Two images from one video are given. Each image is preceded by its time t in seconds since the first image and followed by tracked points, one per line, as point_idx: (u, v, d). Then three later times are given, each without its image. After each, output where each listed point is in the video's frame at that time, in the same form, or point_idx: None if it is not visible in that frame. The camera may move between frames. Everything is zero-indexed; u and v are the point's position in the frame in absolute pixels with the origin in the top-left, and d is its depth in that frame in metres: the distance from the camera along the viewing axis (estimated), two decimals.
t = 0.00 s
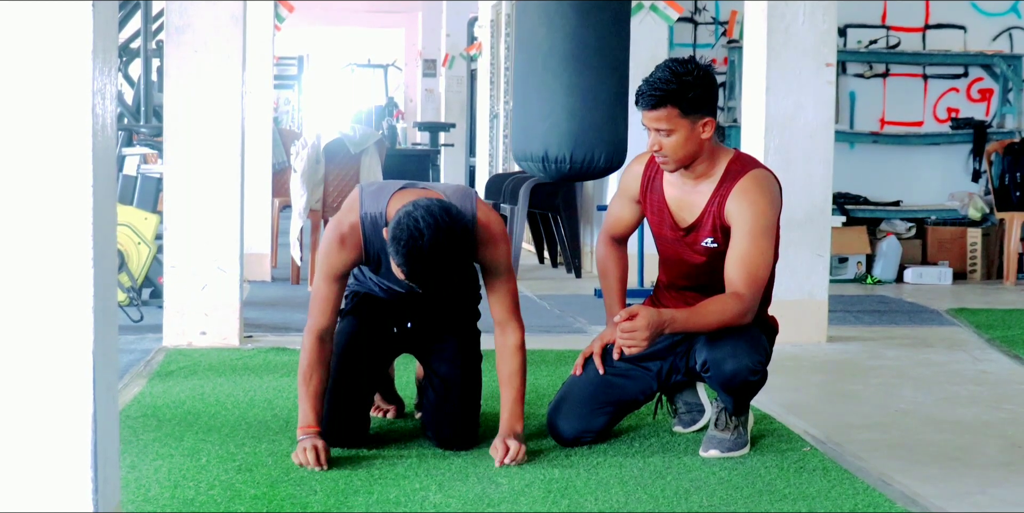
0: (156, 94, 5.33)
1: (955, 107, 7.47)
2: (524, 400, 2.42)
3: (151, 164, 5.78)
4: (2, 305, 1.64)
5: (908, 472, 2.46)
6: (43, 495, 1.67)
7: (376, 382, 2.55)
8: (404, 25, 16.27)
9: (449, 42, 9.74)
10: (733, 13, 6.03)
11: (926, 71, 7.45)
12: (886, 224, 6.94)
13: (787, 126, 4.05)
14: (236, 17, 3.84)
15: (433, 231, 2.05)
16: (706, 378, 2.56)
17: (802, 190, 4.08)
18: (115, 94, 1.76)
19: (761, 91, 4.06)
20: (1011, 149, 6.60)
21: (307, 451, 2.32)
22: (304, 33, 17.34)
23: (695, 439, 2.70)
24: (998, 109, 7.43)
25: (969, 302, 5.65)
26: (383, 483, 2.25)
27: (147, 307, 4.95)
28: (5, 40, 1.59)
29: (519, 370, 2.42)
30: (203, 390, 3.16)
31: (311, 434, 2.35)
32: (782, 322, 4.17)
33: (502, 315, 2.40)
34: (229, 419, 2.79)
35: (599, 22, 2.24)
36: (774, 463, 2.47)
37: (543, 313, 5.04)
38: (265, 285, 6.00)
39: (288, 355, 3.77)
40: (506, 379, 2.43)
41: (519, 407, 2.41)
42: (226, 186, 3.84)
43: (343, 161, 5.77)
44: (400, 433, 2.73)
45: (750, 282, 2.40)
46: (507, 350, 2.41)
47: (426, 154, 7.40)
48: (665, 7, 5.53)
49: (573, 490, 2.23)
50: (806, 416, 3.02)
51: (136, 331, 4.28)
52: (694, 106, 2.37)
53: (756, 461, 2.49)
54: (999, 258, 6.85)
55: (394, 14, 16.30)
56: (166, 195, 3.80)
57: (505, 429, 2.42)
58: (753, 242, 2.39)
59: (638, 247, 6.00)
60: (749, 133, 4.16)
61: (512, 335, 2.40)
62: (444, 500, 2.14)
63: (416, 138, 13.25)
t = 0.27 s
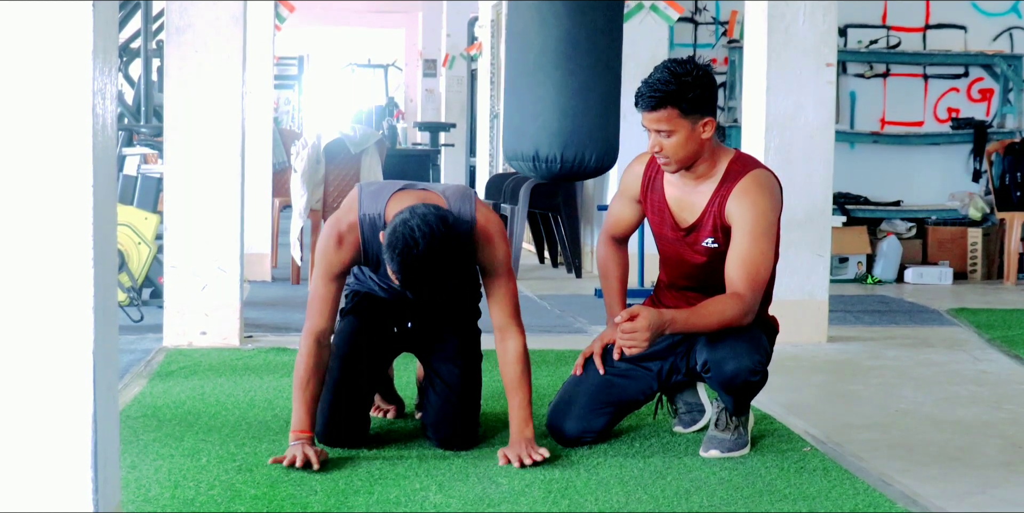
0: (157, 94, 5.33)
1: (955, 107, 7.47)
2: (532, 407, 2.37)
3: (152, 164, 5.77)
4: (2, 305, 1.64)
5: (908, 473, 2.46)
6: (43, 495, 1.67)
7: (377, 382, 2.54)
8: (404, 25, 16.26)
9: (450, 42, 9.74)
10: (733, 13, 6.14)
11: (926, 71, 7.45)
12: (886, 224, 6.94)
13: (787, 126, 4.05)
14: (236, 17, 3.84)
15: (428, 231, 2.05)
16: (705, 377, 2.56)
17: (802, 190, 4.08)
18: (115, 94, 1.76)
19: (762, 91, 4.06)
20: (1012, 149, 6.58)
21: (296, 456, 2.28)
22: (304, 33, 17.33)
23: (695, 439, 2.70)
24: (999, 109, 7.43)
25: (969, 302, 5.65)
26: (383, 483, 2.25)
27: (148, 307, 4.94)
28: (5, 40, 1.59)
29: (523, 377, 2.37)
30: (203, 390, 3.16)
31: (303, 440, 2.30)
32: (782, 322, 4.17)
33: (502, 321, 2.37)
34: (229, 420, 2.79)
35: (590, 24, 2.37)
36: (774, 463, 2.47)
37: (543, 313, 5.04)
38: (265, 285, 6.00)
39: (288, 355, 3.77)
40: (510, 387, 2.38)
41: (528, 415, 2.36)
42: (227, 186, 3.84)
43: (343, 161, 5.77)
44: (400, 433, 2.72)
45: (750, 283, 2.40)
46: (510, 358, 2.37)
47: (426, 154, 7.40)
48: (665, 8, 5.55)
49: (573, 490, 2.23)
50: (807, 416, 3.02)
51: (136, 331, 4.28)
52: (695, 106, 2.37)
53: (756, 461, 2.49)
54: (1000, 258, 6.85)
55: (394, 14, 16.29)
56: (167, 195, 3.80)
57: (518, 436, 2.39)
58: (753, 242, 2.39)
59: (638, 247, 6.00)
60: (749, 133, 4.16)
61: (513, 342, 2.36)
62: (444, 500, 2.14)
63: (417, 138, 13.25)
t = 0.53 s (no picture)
0: (157, 94, 5.33)
1: (955, 107, 7.47)
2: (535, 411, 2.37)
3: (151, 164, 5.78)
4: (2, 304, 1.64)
5: (909, 472, 2.46)
6: (42, 495, 1.67)
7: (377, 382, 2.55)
8: (405, 25, 16.26)
9: (450, 42, 9.75)
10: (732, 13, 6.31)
11: (926, 71, 7.45)
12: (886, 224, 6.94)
13: (787, 126, 4.05)
14: (236, 17, 3.84)
15: (427, 250, 2.06)
16: (705, 378, 2.56)
17: (802, 189, 4.08)
18: (115, 93, 1.76)
19: (762, 91, 4.06)
20: (1012, 150, 6.57)
21: (294, 460, 2.29)
22: (304, 33, 17.33)
23: (695, 439, 2.70)
24: (999, 109, 7.43)
25: (969, 302, 5.65)
26: (384, 484, 2.25)
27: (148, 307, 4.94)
28: (5, 40, 1.59)
29: (522, 385, 2.37)
30: (203, 390, 3.16)
31: (300, 443, 2.31)
32: (782, 322, 4.17)
33: (501, 331, 2.34)
34: (229, 420, 2.79)
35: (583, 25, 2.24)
36: (774, 463, 2.47)
37: (543, 313, 5.04)
38: (265, 285, 6.00)
39: (288, 355, 3.77)
40: (514, 394, 2.38)
41: (531, 419, 2.36)
42: (227, 186, 3.85)
43: (343, 161, 5.77)
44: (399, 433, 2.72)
45: (750, 283, 2.40)
46: (510, 367, 2.35)
47: (426, 154, 7.40)
48: (665, 7, 5.55)
49: (573, 490, 2.23)
50: (806, 416, 3.02)
51: (137, 331, 4.28)
52: (695, 105, 2.37)
53: (757, 461, 2.49)
54: (1000, 258, 6.85)
55: (394, 14, 16.30)
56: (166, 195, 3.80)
57: (524, 440, 2.39)
58: (753, 242, 2.39)
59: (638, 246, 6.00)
60: (749, 132, 4.16)
61: (512, 351, 2.35)
62: (444, 500, 2.14)
63: (416, 138, 13.25)
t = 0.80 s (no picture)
0: (156, 94, 5.32)
1: (955, 107, 7.47)
2: (535, 410, 2.37)
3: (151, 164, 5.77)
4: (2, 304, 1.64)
5: (909, 472, 2.46)
6: (42, 495, 1.67)
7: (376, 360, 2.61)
8: (404, 25, 16.26)
9: (450, 42, 9.76)
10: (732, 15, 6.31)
11: (926, 71, 7.45)
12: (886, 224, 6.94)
13: (787, 126, 4.05)
14: (236, 17, 3.84)
15: (436, 268, 2.07)
16: (706, 378, 2.56)
17: (802, 190, 4.08)
18: (115, 94, 1.76)
19: (762, 91, 4.06)
20: (1012, 149, 6.56)
21: (293, 460, 2.29)
22: (304, 33, 17.34)
23: (695, 439, 2.70)
24: (999, 109, 7.43)
25: (969, 302, 5.65)
26: (384, 484, 2.25)
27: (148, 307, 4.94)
28: (5, 39, 1.59)
29: (523, 385, 2.37)
30: (203, 390, 3.16)
31: (299, 444, 2.31)
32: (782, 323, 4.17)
33: (502, 331, 2.35)
34: (229, 420, 2.79)
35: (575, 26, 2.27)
36: (774, 463, 2.47)
37: (544, 313, 5.04)
38: (265, 285, 6.00)
39: (288, 355, 3.77)
40: (514, 395, 2.38)
41: (532, 418, 2.37)
42: (227, 186, 3.85)
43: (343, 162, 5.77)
44: (399, 432, 2.72)
45: (751, 283, 2.39)
46: (510, 367, 2.36)
47: (426, 154, 7.40)
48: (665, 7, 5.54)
49: (573, 490, 2.23)
50: (806, 416, 3.02)
51: (137, 332, 4.28)
52: (695, 105, 2.37)
53: (757, 461, 2.49)
54: (1000, 258, 6.85)
55: (394, 14, 16.30)
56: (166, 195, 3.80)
57: (524, 441, 2.40)
58: (754, 242, 2.39)
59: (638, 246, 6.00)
60: (749, 133, 4.16)
61: (511, 352, 2.35)
62: (444, 500, 2.14)
63: (416, 138, 13.25)
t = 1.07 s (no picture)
0: (157, 94, 5.32)
1: (955, 107, 7.47)
2: (533, 408, 2.38)
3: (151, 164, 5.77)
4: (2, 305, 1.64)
5: (909, 473, 2.46)
6: (43, 495, 1.67)
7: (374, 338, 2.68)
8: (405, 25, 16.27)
9: (450, 42, 9.77)
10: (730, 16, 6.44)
11: (926, 71, 7.45)
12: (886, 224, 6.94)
13: (787, 126, 4.05)
14: (236, 17, 3.84)
15: (438, 290, 2.12)
16: (706, 377, 2.55)
17: (802, 190, 4.08)
18: (115, 94, 1.76)
19: (762, 90, 4.06)
20: (1012, 150, 6.58)
21: (294, 460, 2.29)
22: (304, 33, 17.34)
23: (695, 439, 2.70)
24: (999, 109, 7.43)
25: (969, 302, 5.65)
26: (384, 484, 2.25)
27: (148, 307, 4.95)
28: (5, 40, 1.59)
29: (520, 384, 2.38)
30: (203, 390, 3.16)
31: (300, 444, 2.31)
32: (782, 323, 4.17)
33: (499, 328, 2.35)
34: (229, 420, 2.79)
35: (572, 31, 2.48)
36: (774, 463, 2.48)
37: (544, 313, 5.04)
38: (266, 285, 6.00)
39: (288, 355, 3.77)
40: (513, 394, 2.38)
41: (531, 416, 2.38)
42: (227, 186, 3.85)
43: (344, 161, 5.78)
44: (399, 432, 2.72)
45: (751, 284, 2.39)
46: (507, 364, 2.37)
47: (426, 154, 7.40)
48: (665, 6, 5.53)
49: (574, 490, 2.23)
50: (806, 416, 3.02)
51: (137, 331, 4.28)
52: (695, 105, 2.37)
53: (757, 461, 2.49)
54: (1000, 258, 6.85)
55: (394, 14, 16.30)
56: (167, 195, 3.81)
57: (524, 440, 2.40)
58: (755, 242, 2.39)
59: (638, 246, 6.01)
60: (749, 132, 4.16)
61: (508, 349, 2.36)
62: (444, 500, 2.14)
63: (416, 139, 13.25)
